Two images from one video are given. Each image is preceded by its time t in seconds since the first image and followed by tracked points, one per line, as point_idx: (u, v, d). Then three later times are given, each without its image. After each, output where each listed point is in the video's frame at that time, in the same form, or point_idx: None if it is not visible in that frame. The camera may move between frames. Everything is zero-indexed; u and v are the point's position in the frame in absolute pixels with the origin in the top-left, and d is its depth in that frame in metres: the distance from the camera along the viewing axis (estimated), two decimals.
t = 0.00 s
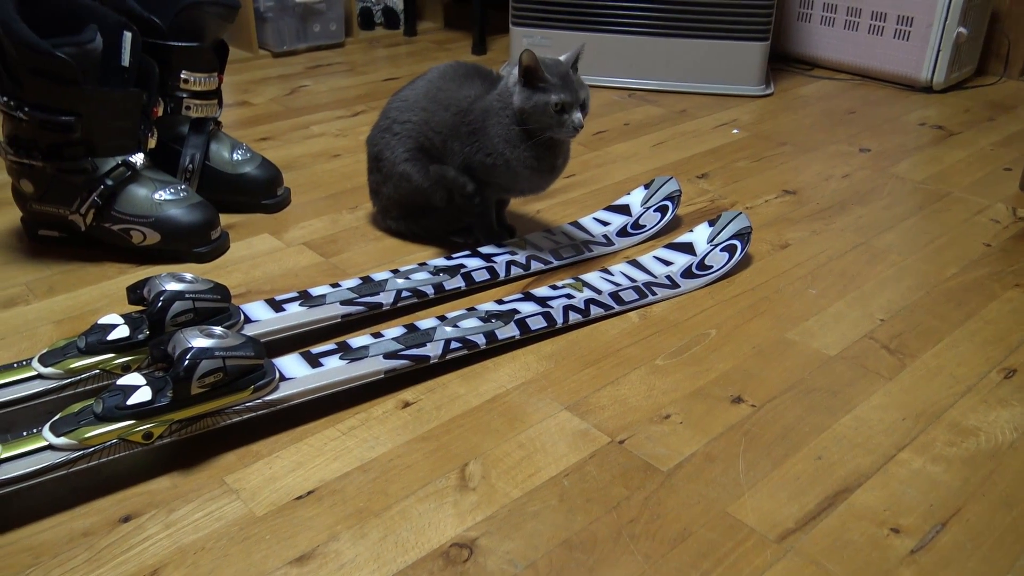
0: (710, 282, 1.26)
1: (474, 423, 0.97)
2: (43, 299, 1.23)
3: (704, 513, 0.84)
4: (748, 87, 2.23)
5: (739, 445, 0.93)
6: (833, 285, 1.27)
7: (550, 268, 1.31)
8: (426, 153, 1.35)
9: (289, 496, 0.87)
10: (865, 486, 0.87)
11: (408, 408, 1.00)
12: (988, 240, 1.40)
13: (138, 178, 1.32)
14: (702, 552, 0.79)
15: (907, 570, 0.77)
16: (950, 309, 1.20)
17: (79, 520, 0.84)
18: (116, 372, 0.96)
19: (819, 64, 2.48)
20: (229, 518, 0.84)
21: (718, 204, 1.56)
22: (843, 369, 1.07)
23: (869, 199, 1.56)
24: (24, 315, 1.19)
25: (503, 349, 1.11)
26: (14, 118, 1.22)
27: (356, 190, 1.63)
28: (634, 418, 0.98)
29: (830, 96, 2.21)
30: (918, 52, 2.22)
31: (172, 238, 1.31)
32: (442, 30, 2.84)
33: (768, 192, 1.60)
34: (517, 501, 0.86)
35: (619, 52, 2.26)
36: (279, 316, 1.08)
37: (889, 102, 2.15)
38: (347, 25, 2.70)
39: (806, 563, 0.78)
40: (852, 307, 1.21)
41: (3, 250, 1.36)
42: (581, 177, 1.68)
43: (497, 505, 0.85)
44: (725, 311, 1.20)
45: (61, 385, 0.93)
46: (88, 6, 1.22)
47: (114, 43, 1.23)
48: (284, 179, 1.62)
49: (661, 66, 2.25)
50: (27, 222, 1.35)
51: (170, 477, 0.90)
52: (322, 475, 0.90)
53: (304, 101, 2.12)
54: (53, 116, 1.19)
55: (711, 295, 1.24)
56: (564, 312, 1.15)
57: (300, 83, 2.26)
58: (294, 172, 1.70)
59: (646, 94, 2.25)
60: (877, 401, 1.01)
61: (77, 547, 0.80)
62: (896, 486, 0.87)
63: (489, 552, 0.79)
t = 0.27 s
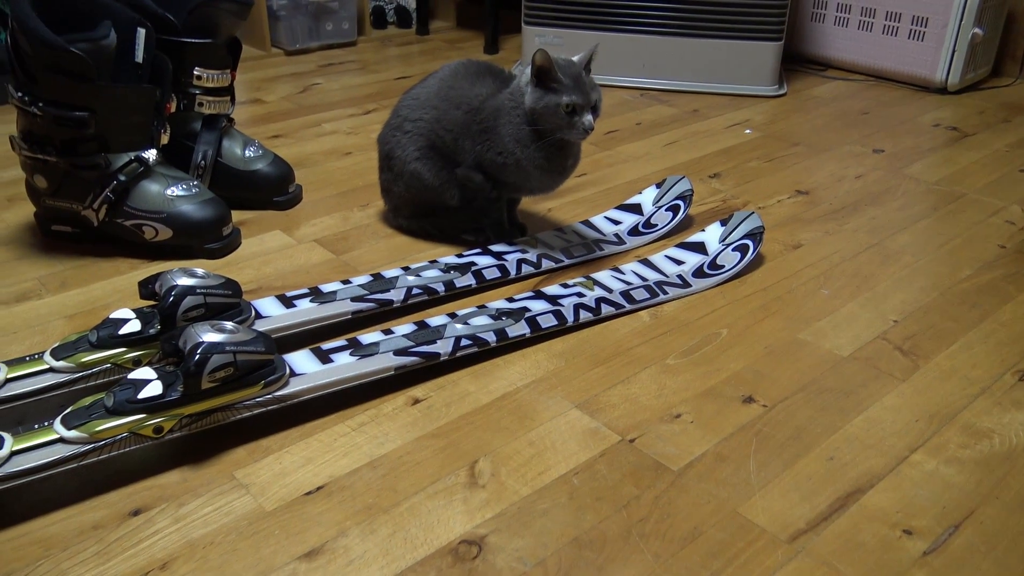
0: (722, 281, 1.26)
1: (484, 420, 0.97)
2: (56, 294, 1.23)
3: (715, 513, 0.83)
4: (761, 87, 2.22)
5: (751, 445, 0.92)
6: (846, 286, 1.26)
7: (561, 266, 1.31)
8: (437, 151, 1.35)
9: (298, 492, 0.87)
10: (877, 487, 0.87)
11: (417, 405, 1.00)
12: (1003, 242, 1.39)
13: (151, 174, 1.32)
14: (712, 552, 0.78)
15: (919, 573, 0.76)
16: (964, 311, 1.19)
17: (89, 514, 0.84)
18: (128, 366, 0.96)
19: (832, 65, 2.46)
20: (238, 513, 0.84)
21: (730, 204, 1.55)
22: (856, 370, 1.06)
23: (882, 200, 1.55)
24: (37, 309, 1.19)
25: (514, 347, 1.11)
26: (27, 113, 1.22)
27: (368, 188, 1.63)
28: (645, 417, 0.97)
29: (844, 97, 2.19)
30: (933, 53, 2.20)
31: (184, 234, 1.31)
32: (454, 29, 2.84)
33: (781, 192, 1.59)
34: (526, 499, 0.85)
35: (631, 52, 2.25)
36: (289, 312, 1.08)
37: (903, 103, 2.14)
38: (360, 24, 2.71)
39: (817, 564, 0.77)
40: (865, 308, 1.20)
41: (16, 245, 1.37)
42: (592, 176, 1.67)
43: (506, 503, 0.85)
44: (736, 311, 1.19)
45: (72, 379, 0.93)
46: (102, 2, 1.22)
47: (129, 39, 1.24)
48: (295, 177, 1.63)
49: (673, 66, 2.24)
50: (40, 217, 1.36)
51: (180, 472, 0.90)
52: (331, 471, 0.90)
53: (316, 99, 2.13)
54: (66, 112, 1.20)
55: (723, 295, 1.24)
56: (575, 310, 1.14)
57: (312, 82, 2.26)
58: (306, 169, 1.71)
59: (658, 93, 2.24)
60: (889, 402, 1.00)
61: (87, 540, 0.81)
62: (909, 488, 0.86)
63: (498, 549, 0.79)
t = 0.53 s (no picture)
0: (733, 281, 1.25)
1: (494, 419, 0.97)
2: (68, 291, 1.24)
3: (725, 513, 0.83)
4: (772, 87, 2.21)
5: (762, 446, 0.92)
6: (857, 286, 1.25)
7: (571, 265, 1.31)
8: (447, 151, 1.35)
9: (308, 489, 0.87)
10: (889, 489, 0.86)
11: (427, 404, 1.00)
12: (1017, 243, 1.38)
13: (162, 172, 1.33)
14: (723, 552, 0.78)
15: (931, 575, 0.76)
16: (977, 312, 1.18)
17: (100, 510, 0.84)
18: (139, 363, 0.96)
19: (843, 65, 2.45)
20: (248, 510, 0.84)
21: (741, 204, 1.54)
22: (867, 371, 1.05)
23: (894, 201, 1.54)
24: (50, 306, 1.20)
25: (524, 346, 1.11)
26: (40, 111, 1.23)
27: (378, 186, 1.63)
28: (655, 417, 0.97)
29: (855, 97, 2.18)
30: (945, 53, 2.19)
31: (195, 232, 1.32)
32: (465, 28, 2.84)
33: (792, 192, 1.58)
34: (536, 498, 0.85)
35: (642, 51, 2.25)
36: (300, 310, 1.09)
37: (915, 103, 2.13)
38: (370, 23, 2.71)
39: (828, 565, 0.77)
40: (877, 308, 1.19)
41: (29, 242, 1.38)
42: (603, 176, 1.67)
43: (515, 502, 0.85)
44: (747, 311, 1.19)
45: (83, 376, 0.93)
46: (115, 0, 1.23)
47: (141, 37, 1.24)
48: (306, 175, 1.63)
49: (684, 66, 2.24)
50: (52, 215, 1.36)
51: (190, 469, 0.90)
52: (341, 469, 0.90)
53: (327, 98, 2.13)
54: (78, 110, 1.20)
55: (734, 295, 1.23)
56: (585, 310, 1.14)
57: (323, 81, 2.27)
58: (316, 168, 1.71)
59: (669, 93, 2.24)
60: (901, 403, 0.99)
61: (98, 536, 0.81)
62: (921, 489, 0.86)
63: (508, 548, 0.79)
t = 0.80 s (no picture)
0: (741, 282, 1.25)
1: (501, 420, 0.97)
2: (77, 289, 1.24)
3: (733, 515, 0.82)
4: (781, 87, 2.20)
5: (770, 448, 0.92)
6: (867, 288, 1.24)
7: (579, 266, 1.30)
8: (455, 152, 1.35)
9: (315, 489, 0.87)
10: (898, 492, 0.85)
11: (434, 404, 1.00)
12: None
13: (171, 171, 1.33)
14: (731, 555, 0.78)
15: None
16: (987, 314, 1.17)
17: (108, 508, 0.85)
18: (147, 361, 0.96)
19: (853, 65, 2.44)
20: (255, 509, 0.84)
21: (750, 205, 1.54)
22: (876, 373, 1.05)
23: (904, 202, 1.53)
24: (59, 304, 1.20)
25: (531, 346, 1.11)
26: (50, 109, 1.23)
27: (386, 186, 1.63)
28: (663, 418, 0.97)
29: (864, 98, 2.17)
30: (956, 54, 2.18)
31: (204, 230, 1.32)
32: (473, 28, 2.84)
33: (801, 194, 1.58)
34: (543, 499, 0.85)
35: (651, 51, 2.24)
36: (308, 310, 1.09)
37: (925, 104, 2.11)
38: (378, 22, 2.71)
39: (837, 568, 0.76)
40: (886, 310, 1.19)
41: (38, 241, 1.38)
42: (611, 176, 1.67)
43: (522, 503, 0.84)
44: (755, 312, 1.18)
45: (92, 374, 0.94)
46: None
47: (151, 36, 1.25)
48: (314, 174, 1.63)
49: (693, 66, 2.23)
50: (61, 213, 1.37)
51: (198, 467, 0.90)
52: (348, 468, 0.90)
53: (335, 97, 2.13)
54: (88, 108, 1.20)
55: (742, 296, 1.23)
56: (593, 310, 1.14)
57: (331, 80, 2.27)
58: (324, 167, 1.71)
59: (677, 93, 2.23)
60: (911, 406, 0.99)
61: (106, 534, 0.81)
62: (930, 493, 0.85)
63: (515, 549, 0.79)
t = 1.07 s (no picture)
0: (747, 283, 1.24)
1: (505, 420, 0.97)
2: (83, 288, 1.25)
3: (739, 517, 0.82)
4: (787, 88, 2.19)
5: (776, 450, 0.91)
6: (873, 290, 1.24)
7: (584, 267, 1.30)
8: (460, 150, 1.35)
9: (320, 488, 0.87)
10: (905, 495, 0.85)
11: (439, 404, 1.00)
12: None
13: (177, 170, 1.33)
14: (736, 557, 0.77)
15: None
16: (994, 317, 1.17)
17: (113, 506, 0.85)
18: (153, 360, 0.97)
19: (860, 66, 2.43)
20: (260, 509, 0.84)
21: (755, 206, 1.53)
22: (882, 375, 1.04)
23: (911, 204, 1.53)
24: (65, 303, 1.21)
25: (536, 347, 1.11)
26: (57, 108, 1.24)
27: (391, 186, 1.63)
28: (668, 419, 0.96)
29: (871, 99, 2.17)
30: (963, 56, 2.17)
31: (209, 230, 1.32)
32: (478, 28, 2.84)
33: (807, 195, 1.57)
34: (547, 500, 0.85)
35: (657, 52, 2.24)
36: (313, 309, 1.09)
37: (932, 106, 2.11)
38: (384, 22, 2.72)
39: (842, 571, 0.76)
40: (893, 312, 1.18)
41: (44, 240, 1.38)
42: (616, 177, 1.67)
43: (527, 504, 0.84)
44: (761, 314, 1.18)
45: (97, 373, 0.94)
46: None
47: (157, 36, 1.25)
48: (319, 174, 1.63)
49: (699, 67, 2.23)
50: (68, 212, 1.37)
51: (203, 466, 0.90)
52: (352, 468, 0.90)
53: (341, 97, 2.14)
54: (95, 107, 1.21)
55: (748, 297, 1.22)
56: (598, 311, 1.14)
57: (337, 80, 2.27)
58: (330, 167, 1.71)
59: (683, 94, 2.23)
60: (917, 408, 0.98)
61: (111, 533, 0.81)
62: (936, 495, 0.85)
63: (519, 550, 0.79)
